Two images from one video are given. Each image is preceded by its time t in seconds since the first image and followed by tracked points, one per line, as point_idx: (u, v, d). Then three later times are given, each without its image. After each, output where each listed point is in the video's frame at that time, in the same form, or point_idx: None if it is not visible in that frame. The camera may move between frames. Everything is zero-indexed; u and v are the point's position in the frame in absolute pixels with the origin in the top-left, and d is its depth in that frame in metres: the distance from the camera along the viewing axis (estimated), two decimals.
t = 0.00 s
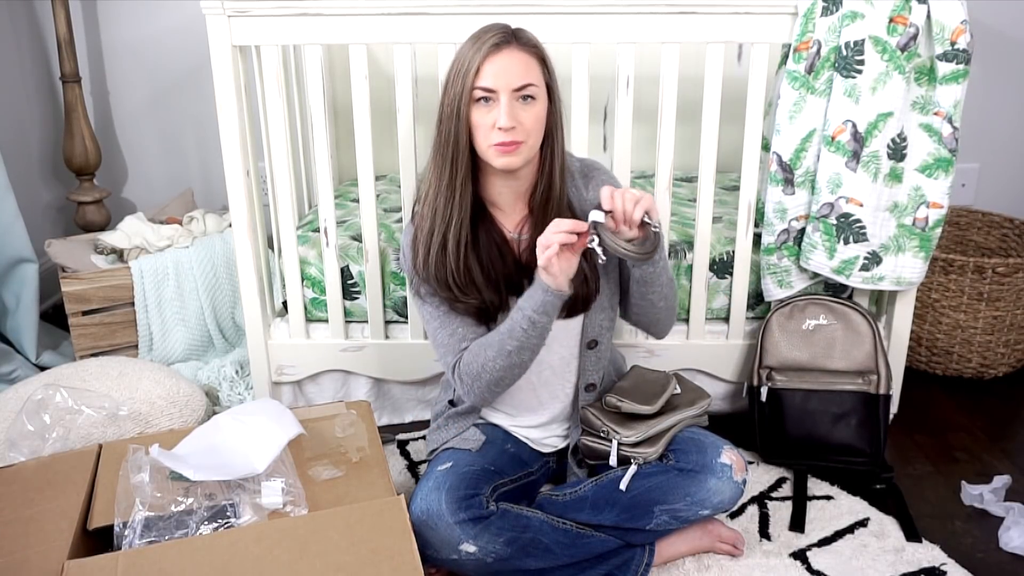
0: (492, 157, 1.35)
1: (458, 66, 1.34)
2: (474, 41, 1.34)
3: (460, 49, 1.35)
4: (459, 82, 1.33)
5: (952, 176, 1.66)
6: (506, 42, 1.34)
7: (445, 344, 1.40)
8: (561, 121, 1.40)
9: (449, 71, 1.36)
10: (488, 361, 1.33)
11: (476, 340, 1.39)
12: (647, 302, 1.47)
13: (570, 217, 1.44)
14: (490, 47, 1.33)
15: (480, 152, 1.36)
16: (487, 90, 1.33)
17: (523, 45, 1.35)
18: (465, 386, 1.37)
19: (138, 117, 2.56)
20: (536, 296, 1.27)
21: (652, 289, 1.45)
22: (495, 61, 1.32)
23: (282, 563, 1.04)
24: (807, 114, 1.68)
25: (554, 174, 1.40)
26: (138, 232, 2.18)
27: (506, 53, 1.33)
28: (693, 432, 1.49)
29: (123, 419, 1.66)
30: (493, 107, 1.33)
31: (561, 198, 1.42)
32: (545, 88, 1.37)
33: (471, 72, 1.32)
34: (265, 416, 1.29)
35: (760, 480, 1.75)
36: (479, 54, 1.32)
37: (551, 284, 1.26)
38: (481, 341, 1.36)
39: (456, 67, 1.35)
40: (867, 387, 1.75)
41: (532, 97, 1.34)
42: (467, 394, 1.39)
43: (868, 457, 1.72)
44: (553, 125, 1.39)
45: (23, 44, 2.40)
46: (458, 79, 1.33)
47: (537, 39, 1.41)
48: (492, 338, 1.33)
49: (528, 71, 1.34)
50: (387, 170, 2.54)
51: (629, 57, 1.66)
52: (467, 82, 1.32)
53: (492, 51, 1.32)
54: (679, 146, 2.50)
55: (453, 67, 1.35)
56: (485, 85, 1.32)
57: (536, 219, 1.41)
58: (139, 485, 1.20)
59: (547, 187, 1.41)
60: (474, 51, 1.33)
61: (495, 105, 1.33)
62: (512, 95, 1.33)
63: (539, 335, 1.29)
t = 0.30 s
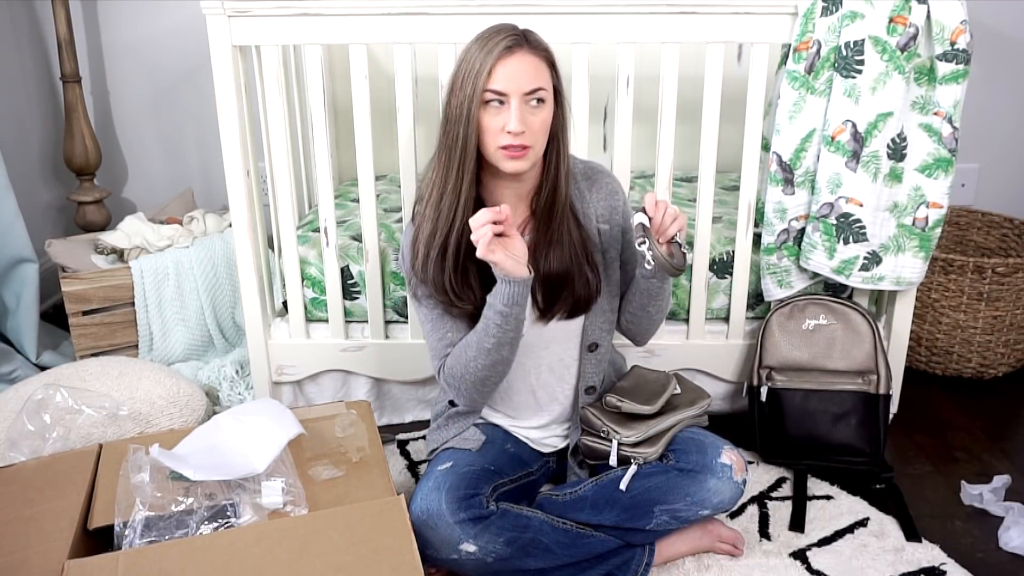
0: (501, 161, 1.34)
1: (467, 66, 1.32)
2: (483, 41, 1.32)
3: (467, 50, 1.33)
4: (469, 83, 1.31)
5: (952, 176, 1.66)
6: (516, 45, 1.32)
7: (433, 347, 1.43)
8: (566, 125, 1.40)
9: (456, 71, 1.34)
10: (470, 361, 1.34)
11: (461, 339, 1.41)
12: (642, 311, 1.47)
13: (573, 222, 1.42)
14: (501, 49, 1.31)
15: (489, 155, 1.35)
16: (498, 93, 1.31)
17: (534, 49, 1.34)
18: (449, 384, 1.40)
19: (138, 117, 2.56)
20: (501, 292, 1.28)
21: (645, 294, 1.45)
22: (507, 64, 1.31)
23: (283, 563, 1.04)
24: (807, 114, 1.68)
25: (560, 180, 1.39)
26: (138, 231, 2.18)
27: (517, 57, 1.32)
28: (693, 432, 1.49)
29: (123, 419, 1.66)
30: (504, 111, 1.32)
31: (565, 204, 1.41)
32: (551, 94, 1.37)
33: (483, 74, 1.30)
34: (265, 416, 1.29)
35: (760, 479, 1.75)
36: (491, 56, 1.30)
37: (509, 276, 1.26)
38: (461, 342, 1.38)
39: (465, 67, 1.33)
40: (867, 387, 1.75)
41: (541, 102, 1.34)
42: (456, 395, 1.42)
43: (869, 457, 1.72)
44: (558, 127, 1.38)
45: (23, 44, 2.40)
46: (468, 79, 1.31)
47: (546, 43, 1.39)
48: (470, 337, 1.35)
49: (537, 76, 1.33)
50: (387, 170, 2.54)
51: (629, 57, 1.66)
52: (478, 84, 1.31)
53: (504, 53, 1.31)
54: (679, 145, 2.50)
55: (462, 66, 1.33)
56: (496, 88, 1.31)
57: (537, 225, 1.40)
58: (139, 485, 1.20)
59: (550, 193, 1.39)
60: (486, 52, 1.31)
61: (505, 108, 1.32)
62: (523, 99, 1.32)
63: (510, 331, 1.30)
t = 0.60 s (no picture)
0: (510, 169, 1.32)
1: (465, 78, 1.25)
2: (470, 54, 1.26)
3: (452, 64, 1.26)
4: (471, 97, 1.25)
5: (952, 176, 1.66)
6: (507, 52, 1.27)
7: (450, 359, 1.42)
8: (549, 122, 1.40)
9: (445, 83, 1.26)
10: (502, 377, 1.34)
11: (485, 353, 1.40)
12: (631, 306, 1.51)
13: (558, 214, 1.44)
14: (501, 59, 1.26)
15: (496, 167, 1.32)
16: (503, 105, 1.27)
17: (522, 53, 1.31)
18: (477, 400, 1.39)
19: (138, 117, 2.56)
20: (559, 321, 1.25)
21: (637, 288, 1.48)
22: (509, 74, 1.26)
23: (283, 563, 1.04)
24: (806, 114, 1.68)
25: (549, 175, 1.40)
26: (138, 231, 2.18)
27: (515, 65, 1.27)
28: (693, 431, 1.49)
29: (123, 419, 1.66)
30: (512, 122, 1.28)
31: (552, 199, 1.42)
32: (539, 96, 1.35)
33: (489, 87, 1.25)
34: (265, 416, 1.29)
35: (760, 479, 1.75)
36: (493, 69, 1.25)
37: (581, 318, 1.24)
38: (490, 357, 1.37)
39: (459, 79, 1.25)
40: (867, 387, 1.75)
41: (537, 105, 1.32)
42: (477, 406, 1.41)
43: (869, 457, 1.72)
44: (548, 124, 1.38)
45: (23, 44, 2.40)
46: (469, 93, 1.25)
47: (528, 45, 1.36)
48: (501, 356, 1.34)
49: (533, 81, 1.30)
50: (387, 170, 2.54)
51: (629, 57, 1.66)
52: (483, 98, 1.25)
53: (504, 63, 1.26)
54: (679, 145, 2.50)
55: (456, 79, 1.26)
56: (502, 100, 1.26)
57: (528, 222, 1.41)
58: (139, 485, 1.20)
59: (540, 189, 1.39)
60: (487, 64, 1.25)
61: (510, 118, 1.28)
62: (526, 107, 1.29)
63: (552, 354, 1.29)
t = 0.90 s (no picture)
0: (507, 170, 1.32)
1: (459, 83, 1.25)
2: (462, 57, 1.26)
3: (445, 68, 1.26)
4: (467, 101, 1.25)
5: (952, 176, 1.66)
6: (498, 51, 1.27)
7: (452, 361, 1.43)
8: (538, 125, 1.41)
9: (439, 90, 1.26)
10: (508, 378, 1.33)
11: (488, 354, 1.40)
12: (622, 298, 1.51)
13: (549, 211, 1.44)
14: (494, 61, 1.26)
15: (495, 171, 1.32)
16: (499, 106, 1.27)
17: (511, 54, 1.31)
18: (480, 402, 1.39)
19: (138, 117, 2.56)
20: (564, 316, 1.26)
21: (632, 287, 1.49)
22: (503, 75, 1.27)
23: (283, 563, 1.04)
24: (807, 114, 1.68)
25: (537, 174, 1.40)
26: (138, 231, 2.18)
27: (507, 65, 1.28)
28: (693, 431, 1.49)
29: (123, 419, 1.66)
30: (508, 122, 1.29)
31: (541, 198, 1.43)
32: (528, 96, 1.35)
33: (485, 90, 1.25)
34: (265, 416, 1.29)
35: (760, 480, 1.75)
36: (487, 71, 1.25)
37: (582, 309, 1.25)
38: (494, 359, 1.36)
39: (454, 84, 1.25)
40: (867, 387, 1.75)
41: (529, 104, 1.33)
42: (481, 408, 1.40)
43: (869, 458, 1.72)
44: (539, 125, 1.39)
45: (23, 44, 2.40)
46: (465, 98, 1.25)
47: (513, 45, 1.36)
48: (504, 354, 1.34)
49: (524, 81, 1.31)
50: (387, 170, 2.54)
51: (629, 58, 1.66)
52: (480, 101, 1.25)
53: (497, 65, 1.26)
54: (679, 145, 2.50)
55: (450, 84, 1.25)
56: (498, 101, 1.27)
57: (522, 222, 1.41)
58: (139, 485, 1.19)
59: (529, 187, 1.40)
60: (480, 67, 1.25)
61: (506, 119, 1.29)
62: (519, 105, 1.30)
63: (556, 347, 1.29)
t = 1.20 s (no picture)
0: (506, 176, 1.32)
1: (461, 91, 1.24)
2: (465, 64, 1.25)
3: (447, 73, 1.25)
4: (469, 108, 1.25)
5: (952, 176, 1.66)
6: (502, 60, 1.26)
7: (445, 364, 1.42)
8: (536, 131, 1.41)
9: (440, 95, 1.26)
10: (502, 383, 1.34)
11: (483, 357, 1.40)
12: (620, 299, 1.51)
13: (544, 212, 1.44)
14: (496, 69, 1.25)
15: (493, 177, 1.32)
16: (500, 115, 1.27)
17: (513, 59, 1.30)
18: (473, 403, 1.39)
19: (138, 118, 2.56)
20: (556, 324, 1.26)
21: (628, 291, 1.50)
22: (505, 83, 1.26)
23: (283, 563, 1.04)
24: (807, 114, 1.68)
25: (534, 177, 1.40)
26: (138, 231, 2.18)
27: (510, 73, 1.27)
28: (693, 431, 1.49)
29: (123, 419, 1.66)
30: (508, 130, 1.28)
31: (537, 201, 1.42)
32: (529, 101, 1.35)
33: (487, 99, 1.24)
34: (265, 416, 1.29)
35: (760, 480, 1.75)
36: (490, 79, 1.24)
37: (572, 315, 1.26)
38: (486, 362, 1.37)
39: (455, 91, 1.25)
40: (867, 387, 1.75)
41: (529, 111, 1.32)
42: (474, 409, 1.40)
43: (868, 458, 1.72)
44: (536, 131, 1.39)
45: (23, 44, 2.40)
46: (466, 105, 1.25)
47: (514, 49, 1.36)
48: (497, 358, 1.34)
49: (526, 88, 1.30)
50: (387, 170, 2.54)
51: (629, 58, 1.66)
52: (482, 109, 1.25)
53: (500, 73, 1.26)
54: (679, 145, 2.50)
55: (451, 90, 1.25)
56: (499, 109, 1.26)
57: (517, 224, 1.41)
58: (139, 485, 1.19)
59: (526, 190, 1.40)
60: (482, 76, 1.24)
61: (506, 127, 1.28)
62: (520, 114, 1.29)
63: (551, 353, 1.30)
